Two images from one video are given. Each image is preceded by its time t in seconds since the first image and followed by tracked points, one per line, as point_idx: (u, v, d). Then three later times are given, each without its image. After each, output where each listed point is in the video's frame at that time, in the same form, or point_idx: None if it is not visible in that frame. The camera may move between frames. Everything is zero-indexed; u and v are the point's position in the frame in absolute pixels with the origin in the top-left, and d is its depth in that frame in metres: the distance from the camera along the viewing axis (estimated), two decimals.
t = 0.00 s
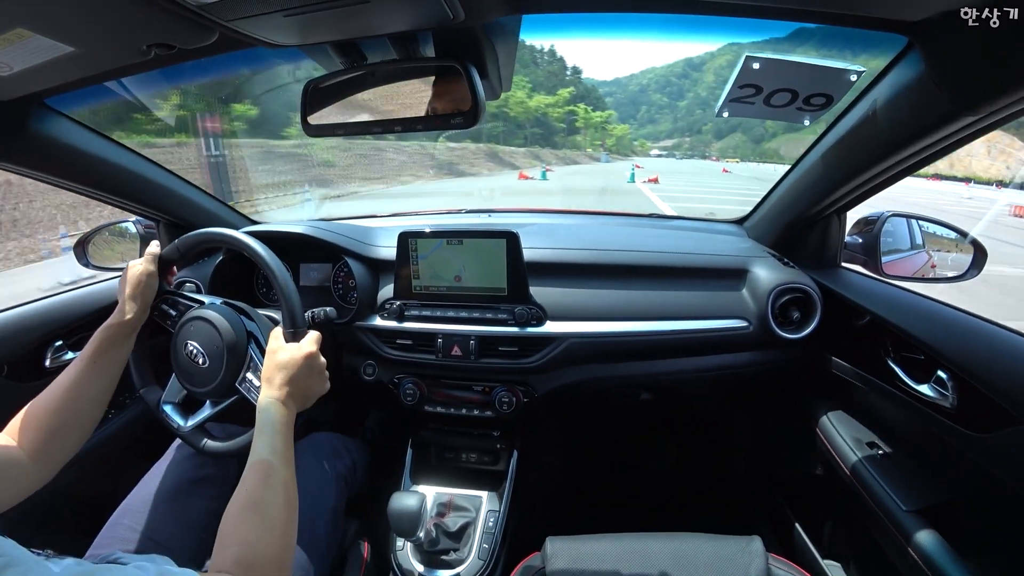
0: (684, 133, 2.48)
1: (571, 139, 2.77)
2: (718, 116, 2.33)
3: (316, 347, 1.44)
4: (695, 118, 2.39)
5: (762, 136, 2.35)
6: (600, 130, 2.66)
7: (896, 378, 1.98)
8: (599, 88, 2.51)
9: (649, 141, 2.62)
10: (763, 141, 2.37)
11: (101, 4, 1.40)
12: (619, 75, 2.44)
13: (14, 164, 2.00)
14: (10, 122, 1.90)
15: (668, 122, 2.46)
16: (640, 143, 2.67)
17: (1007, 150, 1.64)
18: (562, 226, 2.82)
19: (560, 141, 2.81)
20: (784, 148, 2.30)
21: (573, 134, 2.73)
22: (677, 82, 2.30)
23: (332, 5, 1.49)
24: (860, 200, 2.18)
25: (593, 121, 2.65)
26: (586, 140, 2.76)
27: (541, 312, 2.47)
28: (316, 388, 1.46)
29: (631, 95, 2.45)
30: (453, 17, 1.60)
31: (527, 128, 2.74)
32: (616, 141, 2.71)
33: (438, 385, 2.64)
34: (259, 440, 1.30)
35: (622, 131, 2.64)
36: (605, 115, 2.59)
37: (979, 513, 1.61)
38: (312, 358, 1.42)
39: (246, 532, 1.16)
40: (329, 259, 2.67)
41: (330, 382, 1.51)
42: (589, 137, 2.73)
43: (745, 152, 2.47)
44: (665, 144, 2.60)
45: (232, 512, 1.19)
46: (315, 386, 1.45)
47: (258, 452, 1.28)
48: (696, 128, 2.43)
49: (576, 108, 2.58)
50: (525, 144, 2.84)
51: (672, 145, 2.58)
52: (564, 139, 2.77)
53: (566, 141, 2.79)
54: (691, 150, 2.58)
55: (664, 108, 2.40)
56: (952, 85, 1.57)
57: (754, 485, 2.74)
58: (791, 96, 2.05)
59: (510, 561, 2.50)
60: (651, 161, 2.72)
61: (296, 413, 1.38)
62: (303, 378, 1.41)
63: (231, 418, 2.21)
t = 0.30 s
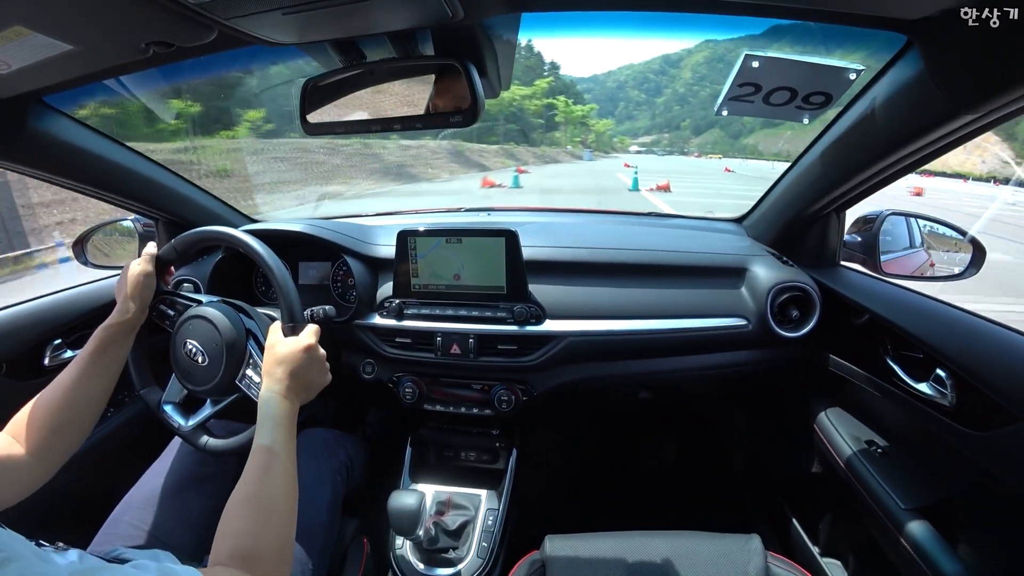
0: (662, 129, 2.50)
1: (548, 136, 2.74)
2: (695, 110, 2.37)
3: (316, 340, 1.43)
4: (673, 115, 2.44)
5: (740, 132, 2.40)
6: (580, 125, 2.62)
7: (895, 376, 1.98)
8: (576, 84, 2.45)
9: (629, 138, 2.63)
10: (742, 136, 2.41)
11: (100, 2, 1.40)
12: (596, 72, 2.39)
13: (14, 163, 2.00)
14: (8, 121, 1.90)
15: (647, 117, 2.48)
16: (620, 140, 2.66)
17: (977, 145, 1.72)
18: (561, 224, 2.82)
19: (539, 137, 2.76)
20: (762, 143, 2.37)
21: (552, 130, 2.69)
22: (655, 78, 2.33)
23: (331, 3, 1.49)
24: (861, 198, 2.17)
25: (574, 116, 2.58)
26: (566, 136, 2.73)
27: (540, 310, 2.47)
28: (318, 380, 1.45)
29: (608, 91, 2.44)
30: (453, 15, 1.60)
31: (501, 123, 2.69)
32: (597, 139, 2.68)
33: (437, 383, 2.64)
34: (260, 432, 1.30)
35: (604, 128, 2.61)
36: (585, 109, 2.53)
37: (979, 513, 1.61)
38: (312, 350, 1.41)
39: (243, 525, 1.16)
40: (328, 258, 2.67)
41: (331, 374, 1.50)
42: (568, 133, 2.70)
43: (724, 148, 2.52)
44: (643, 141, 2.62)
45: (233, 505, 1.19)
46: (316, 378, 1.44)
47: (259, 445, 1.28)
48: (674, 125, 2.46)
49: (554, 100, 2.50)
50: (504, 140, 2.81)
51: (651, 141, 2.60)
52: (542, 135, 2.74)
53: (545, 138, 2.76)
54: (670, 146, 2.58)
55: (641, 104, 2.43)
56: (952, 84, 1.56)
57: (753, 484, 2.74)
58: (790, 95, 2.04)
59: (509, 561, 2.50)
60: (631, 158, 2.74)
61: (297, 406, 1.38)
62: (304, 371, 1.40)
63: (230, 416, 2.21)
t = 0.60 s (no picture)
0: (643, 126, 2.66)
1: (529, 134, 2.99)
2: (675, 107, 2.49)
3: (315, 334, 1.44)
4: (653, 112, 2.58)
5: (720, 130, 2.46)
6: (562, 122, 2.90)
7: (895, 375, 1.98)
8: (558, 81, 2.59)
9: (610, 135, 2.85)
10: (722, 133, 2.48)
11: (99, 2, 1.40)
12: (577, 72, 2.53)
13: (14, 162, 2.01)
14: (9, 121, 1.91)
15: (627, 115, 2.67)
16: (601, 138, 2.91)
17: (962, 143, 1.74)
18: (559, 223, 2.82)
19: (518, 135, 2.99)
20: (743, 139, 2.47)
21: (532, 128, 2.94)
22: (634, 75, 2.45)
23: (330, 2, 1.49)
24: (861, 197, 2.17)
25: (555, 110, 2.79)
26: (547, 134, 3.03)
27: (540, 309, 2.47)
28: (318, 374, 1.46)
29: (588, 89, 2.61)
30: (452, 15, 1.60)
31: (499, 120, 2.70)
32: (580, 136, 2.98)
33: (437, 382, 2.64)
34: (262, 425, 1.30)
35: (586, 125, 2.88)
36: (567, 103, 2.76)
37: (979, 513, 1.61)
38: (311, 344, 1.42)
39: (245, 517, 1.16)
40: (329, 257, 2.68)
41: (331, 369, 1.51)
42: (549, 131, 2.99)
43: (706, 145, 2.59)
44: (625, 138, 2.81)
45: (236, 499, 1.19)
46: (316, 373, 1.45)
47: (261, 438, 1.28)
48: (655, 122, 2.60)
49: (535, 94, 2.64)
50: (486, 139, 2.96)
51: (632, 139, 2.78)
52: (524, 134, 2.99)
53: (526, 135, 3.00)
54: (650, 143, 2.76)
55: (621, 102, 2.60)
56: (952, 84, 1.56)
57: (753, 484, 2.74)
58: (790, 94, 2.04)
59: (508, 560, 2.51)
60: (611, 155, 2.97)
61: (298, 400, 1.39)
62: (304, 366, 1.41)
63: (231, 415, 2.21)
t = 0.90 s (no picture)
0: (625, 123, 2.71)
1: (508, 130, 2.91)
2: (655, 103, 2.53)
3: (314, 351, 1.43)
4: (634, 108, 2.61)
5: (701, 125, 2.51)
6: (541, 117, 2.82)
7: (895, 375, 1.99)
8: (539, 77, 2.49)
9: (592, 131, 2.87)
10: (703, 128, 2.52)
11: (100, 2, 1.40)
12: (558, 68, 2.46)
13: (14, 161, 2.00)
14: (9, 120, 1.91)
15: (608, 111, 2.68)
16: (583, 133, 2.92)
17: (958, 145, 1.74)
18: (559, 223, 2.82)
19: (497, 131, 2.92)
20: (724, 135, 2.49)
21: (512, 123, 2.86)
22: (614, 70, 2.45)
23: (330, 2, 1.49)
24: (861, 197, 2.17)
25: (535, 103, 2.67)
26: (528, 130, 2.94)
27: (540, 309, 2.47)
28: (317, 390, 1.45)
29: (570, 85, 2.54)
30: (452, 15, 1.60)
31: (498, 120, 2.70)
32: (562, 132, 2.94)
33: (437, 382, 2.64)
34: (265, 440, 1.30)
35: (569, 121, 2.85)
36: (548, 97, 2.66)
37: (979, 514, 1.61)
38: (311, 363, 1.41)
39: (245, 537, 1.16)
40: (329, 257, 2.68)
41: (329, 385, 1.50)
42: (530, 128, 2.91)
43: (688, 140, 2.62)
44: (607, 134, 2.86)
45: (237, 516, 1.19)
46: (314, 389, 1.44)
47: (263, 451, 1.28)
48: (636, 117, 2.65)
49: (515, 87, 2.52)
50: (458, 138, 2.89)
51: (614, 134, 2.84)
52: (502, 130, 2.92)
53: (506, 131, 2.93)
54: (632, 139, 2.82)
55: (602, 98, 2.59)
56: (952, 84, 1.56)
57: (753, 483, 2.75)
58: (790, 94, 2.04)
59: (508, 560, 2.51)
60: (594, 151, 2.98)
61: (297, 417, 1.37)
62: (304, 383, 1.40)
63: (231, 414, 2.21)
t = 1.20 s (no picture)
0: (602, 122, 2.77)
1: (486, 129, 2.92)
2: (632, 102, 2.58)
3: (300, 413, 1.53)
4: (610, 107, 2.66)
5: (678, 125, 2.55)
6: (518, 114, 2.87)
7: (895, 374, 1.99)
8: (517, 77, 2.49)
9: (569, 131, 2.94)
10: (680, 128, 2.56)
11: (101, 2, 1.40)
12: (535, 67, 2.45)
13: (14, 162, 2.00)
14: (9, 121, 1.91)
15: (585, 110, 2.73)
16: (560, 133, 3.00)
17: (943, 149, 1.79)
18: (560, 224, 2.82)
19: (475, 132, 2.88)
20: (701, 134, 2.54)
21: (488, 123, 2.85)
22: (591, 70, 2.49)
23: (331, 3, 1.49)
24: (862, 197, 2.16)
25: (511, 98, 2.71)
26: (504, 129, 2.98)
27: (541, 309, 2.46)
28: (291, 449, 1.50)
29: (547, 83, 2.56)
30: (453, 15, 1.60)
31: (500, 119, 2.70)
32: (539, 132, 3.04)
33: (437, 382, 2.63)
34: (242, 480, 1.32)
35: (546, 119, 2.91)
36: (523, 92, 2.68)
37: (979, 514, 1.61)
38: (296, 421, 1.50)
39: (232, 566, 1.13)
40: (329, 257, 2.67)
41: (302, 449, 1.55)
42: (506, 127, 2.96)
43: (665, 140, 2.66)
44: (584, 133, 2.91)
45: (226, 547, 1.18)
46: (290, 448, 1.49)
47: (242, 476, 1.32)
48: (613, 117, 2.70)
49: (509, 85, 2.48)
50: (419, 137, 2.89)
51: (591, 134, 2.90)
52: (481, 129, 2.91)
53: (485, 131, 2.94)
54: (610, 138, 2.88)
55: (579, 97, 2.66)
56: (952, 84, 1.56)
57: (753, 483, 2.75)
58: (791, 94, 2.04)
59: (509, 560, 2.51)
60: (572, 150, 3.08)
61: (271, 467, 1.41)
62: (283, 438, 1.46)
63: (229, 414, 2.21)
